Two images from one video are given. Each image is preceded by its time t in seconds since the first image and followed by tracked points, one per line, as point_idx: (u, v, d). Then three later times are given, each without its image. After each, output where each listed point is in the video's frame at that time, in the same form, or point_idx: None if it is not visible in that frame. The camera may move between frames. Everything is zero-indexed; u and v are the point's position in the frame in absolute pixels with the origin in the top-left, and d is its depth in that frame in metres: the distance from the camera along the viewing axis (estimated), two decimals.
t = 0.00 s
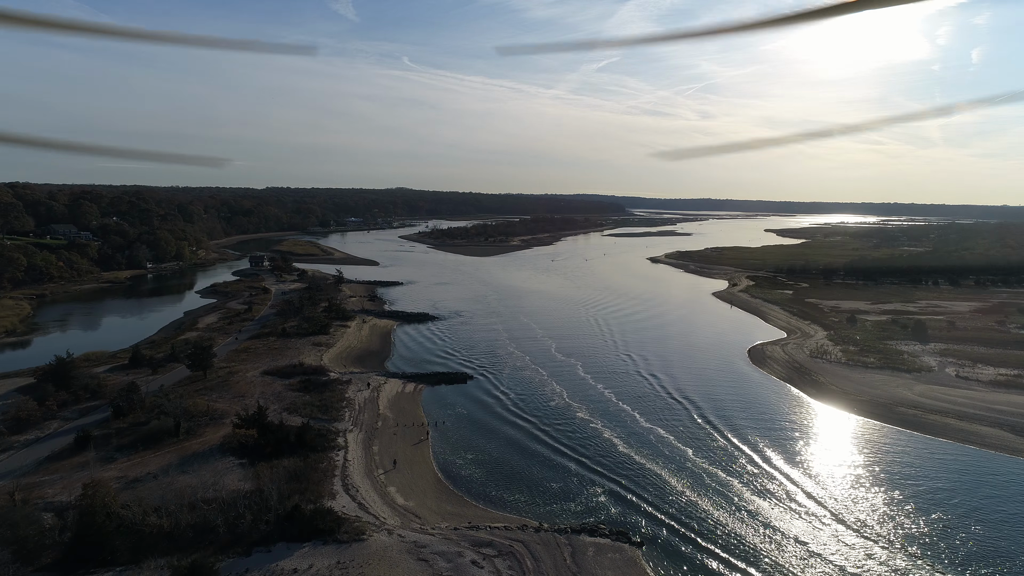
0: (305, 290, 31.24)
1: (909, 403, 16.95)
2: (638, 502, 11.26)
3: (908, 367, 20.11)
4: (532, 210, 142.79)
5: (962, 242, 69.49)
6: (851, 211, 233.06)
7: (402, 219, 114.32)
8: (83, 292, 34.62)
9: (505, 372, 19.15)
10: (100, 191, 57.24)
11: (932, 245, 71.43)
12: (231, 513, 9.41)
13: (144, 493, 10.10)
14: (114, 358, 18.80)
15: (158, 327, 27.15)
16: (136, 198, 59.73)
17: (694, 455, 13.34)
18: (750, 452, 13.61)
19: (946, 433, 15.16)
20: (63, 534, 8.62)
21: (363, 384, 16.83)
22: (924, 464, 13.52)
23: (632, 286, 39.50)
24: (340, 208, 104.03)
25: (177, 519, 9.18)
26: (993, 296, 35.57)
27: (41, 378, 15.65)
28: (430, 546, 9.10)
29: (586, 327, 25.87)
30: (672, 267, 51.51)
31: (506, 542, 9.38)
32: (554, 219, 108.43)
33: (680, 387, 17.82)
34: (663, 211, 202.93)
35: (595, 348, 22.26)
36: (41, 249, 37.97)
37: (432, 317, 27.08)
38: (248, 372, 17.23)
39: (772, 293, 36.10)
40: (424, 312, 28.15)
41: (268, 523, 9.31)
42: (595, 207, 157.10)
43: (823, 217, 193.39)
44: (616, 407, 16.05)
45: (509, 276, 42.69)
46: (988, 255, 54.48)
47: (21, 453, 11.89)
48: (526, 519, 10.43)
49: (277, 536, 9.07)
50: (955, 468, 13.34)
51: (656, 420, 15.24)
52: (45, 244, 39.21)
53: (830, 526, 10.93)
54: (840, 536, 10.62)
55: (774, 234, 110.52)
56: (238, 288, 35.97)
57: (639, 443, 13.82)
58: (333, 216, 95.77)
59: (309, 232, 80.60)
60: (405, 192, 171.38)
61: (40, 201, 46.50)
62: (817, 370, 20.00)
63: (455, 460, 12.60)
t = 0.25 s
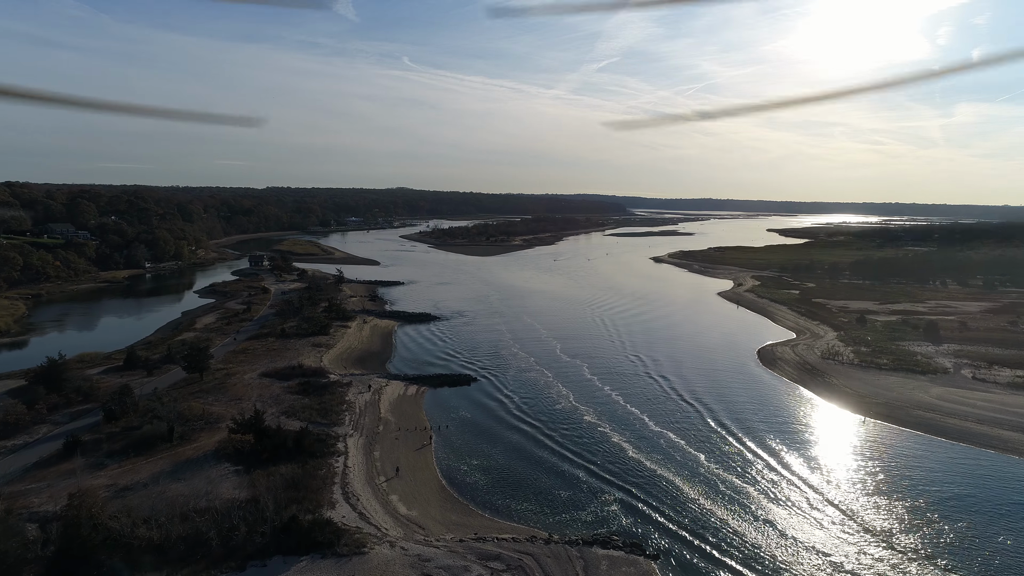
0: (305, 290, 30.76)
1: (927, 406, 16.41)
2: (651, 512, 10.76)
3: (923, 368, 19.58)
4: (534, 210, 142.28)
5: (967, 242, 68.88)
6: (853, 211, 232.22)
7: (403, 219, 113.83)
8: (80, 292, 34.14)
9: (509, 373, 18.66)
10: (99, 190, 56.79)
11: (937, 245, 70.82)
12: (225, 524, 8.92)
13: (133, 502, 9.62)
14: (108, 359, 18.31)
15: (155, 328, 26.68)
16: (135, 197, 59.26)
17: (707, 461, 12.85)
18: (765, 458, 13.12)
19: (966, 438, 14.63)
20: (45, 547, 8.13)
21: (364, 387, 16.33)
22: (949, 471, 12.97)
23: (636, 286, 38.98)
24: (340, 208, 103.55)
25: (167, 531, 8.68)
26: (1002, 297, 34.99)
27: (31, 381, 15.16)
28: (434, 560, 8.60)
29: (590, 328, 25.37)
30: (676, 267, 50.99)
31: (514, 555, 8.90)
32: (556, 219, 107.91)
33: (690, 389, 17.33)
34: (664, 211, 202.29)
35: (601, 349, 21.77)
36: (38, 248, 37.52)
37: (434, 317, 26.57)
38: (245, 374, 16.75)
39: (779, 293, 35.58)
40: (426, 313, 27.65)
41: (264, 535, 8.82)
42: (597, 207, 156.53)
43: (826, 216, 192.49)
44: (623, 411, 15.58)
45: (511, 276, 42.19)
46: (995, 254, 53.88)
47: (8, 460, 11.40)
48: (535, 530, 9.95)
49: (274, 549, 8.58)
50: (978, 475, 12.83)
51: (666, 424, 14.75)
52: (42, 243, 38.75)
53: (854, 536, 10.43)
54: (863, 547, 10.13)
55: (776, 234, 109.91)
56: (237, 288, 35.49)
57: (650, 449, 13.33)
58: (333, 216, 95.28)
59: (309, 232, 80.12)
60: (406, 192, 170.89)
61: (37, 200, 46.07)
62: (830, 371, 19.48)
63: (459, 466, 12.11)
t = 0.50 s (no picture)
0: (304, 290, 30.28)
1: (945, 410, 15.90)
2: (665, 522, 10.27)
3: (939, 370, 19.07)
4: (534, 210, 141.78)
5: (971, 241, 68.35)
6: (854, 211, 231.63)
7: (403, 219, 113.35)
8: (76, 292, 33.64)
9: (513, 375, 18.18)
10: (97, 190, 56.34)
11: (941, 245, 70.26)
12: (216, 537, 8.42)
13: (122, 513, 9.13)
14: (101, 361, 17.80)
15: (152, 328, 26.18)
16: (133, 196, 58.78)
17: (721, 467, 12.36)
18: (781, 464, 12.63)
19: (988, 443, 14.12)
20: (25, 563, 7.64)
21: (364, 389, 15.84)
22: (975, 478, 12.46)
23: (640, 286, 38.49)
24: (341, 208, 103.08)
25: (154, 545, 8.18)
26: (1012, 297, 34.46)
27: (21, 384, 14.65)
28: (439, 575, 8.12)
29: (595, 328, 24.87)
30: (679, 267, 50.48)
31: (523, 570, 8.41)
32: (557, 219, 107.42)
33: (699, 391, 16.84)
34: (665, 211, 201.79)
35: (606, 350, 21.29)
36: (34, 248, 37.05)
37: (436, 318, 26.08)
38: (242, 376, 16.25)
39: (785, 293, 35.09)
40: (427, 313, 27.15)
41: (258, 549, 8.32)
42: (598, 207, 156.03)
43: (827, 216, 191.90)
44: (632, 414, 15.12)
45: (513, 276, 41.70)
46: (1001, 254, 53.34)
47: None
48: (544, 542, 9.46)
49: (269, 565, 8.09)
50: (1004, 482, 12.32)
51: (676, 429, 14.26)
52: (38, 243, 38.27)
53: (878, 547, 9.94)
54: (889, 559, 9.63)
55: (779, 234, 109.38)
56: (235, 288, 35.00)
57: (661, 455, 12.85)
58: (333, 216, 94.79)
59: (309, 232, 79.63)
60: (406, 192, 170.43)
61: (34, 199, 45.61)
62: (842, 373, 18.98)
63: (463, 474, 11.63)
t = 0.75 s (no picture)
0: (303, 290, 29.78)
1: (963, 413, 15.39)
2: (680, 534, 9.76)
3: (955, 372, 18.55)
4: (535, 210, 141.26)
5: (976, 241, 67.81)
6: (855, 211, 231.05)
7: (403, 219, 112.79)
8: (72, 292, 33.13)
9: (518, 377, 17.68)
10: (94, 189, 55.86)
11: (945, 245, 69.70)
12: (207, 551, 7.92)
13: (108, 526, 8.62)
14: (94, 362, 17.30)
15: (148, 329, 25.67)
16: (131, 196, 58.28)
17: (735, 474, 11.85)
18: (799, 471, 12.12)
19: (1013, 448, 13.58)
20: None
21: (364, 392, 15.33)
22: (1005, 485, 11.90)
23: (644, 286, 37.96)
24: (341, 208, 102.56)
25: (140, 560, 7.67)
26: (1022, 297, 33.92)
27: (9, 387, 14.15)
28: None
29: (600, 328, 24.36)
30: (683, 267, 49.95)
31: None
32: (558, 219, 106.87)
33: (710, 393, 16.34)
34: (666, 211, 201.26)
35: (613, 351, 20.79)
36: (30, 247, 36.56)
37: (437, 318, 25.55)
38: (239, 379, 15.75)
39: (791, 293, 34.58)
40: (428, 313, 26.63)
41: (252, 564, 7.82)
42: (598, 207, 155.50)
43: (828, 216, 191.32)
44: (641, 418, 14.62)
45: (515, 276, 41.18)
46: (1008, 253, 52.76)
47: None
48: (553, 555, 8.96)
49: None
50: None
51: (688, 433, 13.76)
52: (34, 242, 37.77)
53: (905, 559, 9.43)
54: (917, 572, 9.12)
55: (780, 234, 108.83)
56: (233, 288, 34.49)
57: (673, 461, 12.34)
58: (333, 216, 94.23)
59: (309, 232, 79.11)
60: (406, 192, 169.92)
61: (31, 198, 45.11)
62: (856, 375, 18.45)
63: (467, 481, 11.13)
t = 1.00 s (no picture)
0: (302, 290, 29.28)
1: (983, 418, 14.89)
2: (697, 549, 9.26)
3: (972, 375, 18.02)
4: (536, 210, 140.73)
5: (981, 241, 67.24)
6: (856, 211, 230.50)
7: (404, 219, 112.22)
8: (67, 292, 32.63)
9: (522, 380, 17.18)
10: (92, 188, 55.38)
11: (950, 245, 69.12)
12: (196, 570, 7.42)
13: (93, 542, 8.12)
14: (86, 365, 16.81)
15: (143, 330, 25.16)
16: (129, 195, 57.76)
17: (751, 483, 11.35)
18: (817, 480, 11.61)
19: None
20: None
21: (365, 396, 14.83)
22: None
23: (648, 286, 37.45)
24: (341, 208, 102.04)
25: None
26: None
27: None
28: None
29: (604, 329, 23.85)
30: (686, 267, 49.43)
31: None
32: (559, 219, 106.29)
33: (721, 397, 15.84)
34: (667, 211, 200.69)
35: (619, 353, 20.28)
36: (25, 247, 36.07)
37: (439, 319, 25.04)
38: (235, 382, 15.26)
39: (797, 293, 34.05)
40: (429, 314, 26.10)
41: None
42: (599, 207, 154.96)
43: (829, 216, 190.72)
44: (651, 423, 14.12)
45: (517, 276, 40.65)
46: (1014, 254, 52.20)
47: None
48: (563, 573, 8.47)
49: None
50: None
51: (700, 439, 13.26)
52: (30, 242, 37.27)
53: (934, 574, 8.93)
54: None
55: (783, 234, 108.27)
56: (232, 288, 33.98)
57: (686, 469, 11.84)
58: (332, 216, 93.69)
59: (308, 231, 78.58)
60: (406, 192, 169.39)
61: (27, 197, 44.60)
62: (870, 378, 17.94)
63: (472, 492, 10.64)
